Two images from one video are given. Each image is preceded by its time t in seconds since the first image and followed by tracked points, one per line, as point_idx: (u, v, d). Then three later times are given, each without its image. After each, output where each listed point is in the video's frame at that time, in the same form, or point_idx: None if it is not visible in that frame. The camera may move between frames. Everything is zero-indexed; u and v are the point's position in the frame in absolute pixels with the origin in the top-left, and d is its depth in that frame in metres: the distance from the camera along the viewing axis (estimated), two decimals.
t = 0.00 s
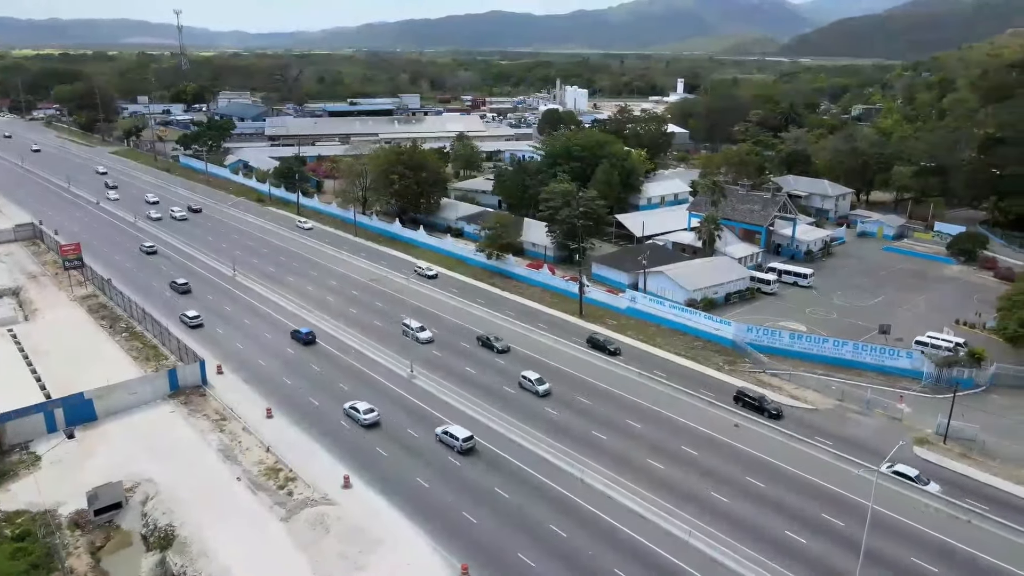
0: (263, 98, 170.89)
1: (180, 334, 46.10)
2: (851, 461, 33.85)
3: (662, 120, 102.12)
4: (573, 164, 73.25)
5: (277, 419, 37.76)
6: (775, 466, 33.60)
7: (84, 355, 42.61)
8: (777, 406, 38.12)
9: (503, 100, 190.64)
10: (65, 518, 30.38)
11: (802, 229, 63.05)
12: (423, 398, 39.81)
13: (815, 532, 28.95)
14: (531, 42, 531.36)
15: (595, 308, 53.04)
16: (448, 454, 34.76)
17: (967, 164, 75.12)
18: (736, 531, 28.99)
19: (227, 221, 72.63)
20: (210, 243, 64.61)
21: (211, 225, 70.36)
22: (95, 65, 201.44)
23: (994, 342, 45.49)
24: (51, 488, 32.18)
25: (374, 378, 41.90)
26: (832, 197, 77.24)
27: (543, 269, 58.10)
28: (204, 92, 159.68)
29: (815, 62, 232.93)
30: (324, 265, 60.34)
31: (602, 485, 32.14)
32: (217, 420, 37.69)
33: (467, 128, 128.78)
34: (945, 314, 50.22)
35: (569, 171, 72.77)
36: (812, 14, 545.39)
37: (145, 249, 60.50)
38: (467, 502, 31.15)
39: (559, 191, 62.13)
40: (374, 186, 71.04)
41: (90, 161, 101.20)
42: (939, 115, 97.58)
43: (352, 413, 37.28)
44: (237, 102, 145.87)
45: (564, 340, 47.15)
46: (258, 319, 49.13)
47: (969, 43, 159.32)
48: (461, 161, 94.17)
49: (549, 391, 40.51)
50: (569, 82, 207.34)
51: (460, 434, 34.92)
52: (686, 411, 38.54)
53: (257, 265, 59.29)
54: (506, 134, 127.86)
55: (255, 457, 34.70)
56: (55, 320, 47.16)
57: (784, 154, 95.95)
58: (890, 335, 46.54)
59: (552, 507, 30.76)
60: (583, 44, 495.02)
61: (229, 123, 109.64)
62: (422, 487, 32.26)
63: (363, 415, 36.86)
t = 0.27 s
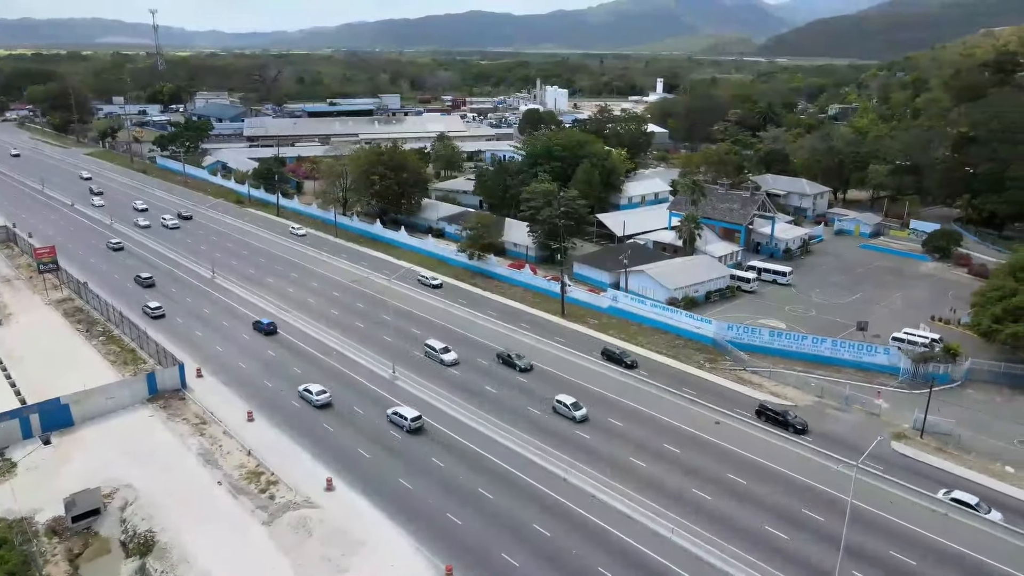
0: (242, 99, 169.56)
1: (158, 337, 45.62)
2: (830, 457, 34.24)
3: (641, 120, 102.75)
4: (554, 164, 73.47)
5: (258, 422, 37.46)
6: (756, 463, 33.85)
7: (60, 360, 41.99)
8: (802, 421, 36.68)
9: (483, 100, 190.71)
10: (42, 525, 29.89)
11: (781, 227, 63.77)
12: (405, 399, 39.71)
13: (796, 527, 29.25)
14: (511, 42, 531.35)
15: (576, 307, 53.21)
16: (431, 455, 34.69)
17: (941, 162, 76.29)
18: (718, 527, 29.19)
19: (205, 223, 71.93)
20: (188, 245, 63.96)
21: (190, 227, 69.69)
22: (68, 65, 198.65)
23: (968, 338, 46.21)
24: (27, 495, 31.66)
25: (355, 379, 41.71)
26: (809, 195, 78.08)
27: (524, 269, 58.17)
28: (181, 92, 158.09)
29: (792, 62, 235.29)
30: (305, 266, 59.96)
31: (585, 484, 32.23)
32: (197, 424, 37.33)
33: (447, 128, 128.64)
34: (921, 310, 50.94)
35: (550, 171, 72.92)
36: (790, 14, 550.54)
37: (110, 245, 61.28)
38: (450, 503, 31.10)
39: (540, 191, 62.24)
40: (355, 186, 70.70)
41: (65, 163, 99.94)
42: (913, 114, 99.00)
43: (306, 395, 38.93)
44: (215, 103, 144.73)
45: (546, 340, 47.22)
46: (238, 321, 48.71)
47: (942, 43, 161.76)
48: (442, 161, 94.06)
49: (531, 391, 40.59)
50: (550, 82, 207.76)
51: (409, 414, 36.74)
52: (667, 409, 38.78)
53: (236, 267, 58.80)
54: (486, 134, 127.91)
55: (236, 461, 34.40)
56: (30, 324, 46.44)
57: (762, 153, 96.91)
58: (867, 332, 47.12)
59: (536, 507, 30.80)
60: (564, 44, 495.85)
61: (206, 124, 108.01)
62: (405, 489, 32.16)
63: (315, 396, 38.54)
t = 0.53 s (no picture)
0: (219, 99, 167.96)
1: (136, 341, 45.06)
2: (810, 453, 34.57)
3: (621, 120, 103.21)
4: (535, 164, 73.67)
5: (238, 425, 37.12)
6: (738, 460, 34.12)
7: (35, 365, 41.34)
8: (830, 436, 35.31)
9: (463, 100, 190.60)
10: (18, 533, 29.38)
11: (760, 226, 64.26)
12: (387, 400, 39.56)
13: (778, 523, 29.48)
14: (492, 42, 530.82)
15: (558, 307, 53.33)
16: (414, 456, 34.57)
17: (917, 161, 77.37)
18: (701, 525, 29.33)
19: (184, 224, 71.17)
20: (167, 247, 63.23)
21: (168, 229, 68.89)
22: (41, 65, 195.51)
23: (944, 334, 46.91)
24: (2, 503, 31.12)
25: (337, 381, 41.48)
26: (788, 194, 78.78)
27: (506, 269, 58.17)
28: (157, 93, 156.26)
29: (769, 62, 237.48)
30: (285, 268, 59.51)
31: (569, 483, 32.26)
32: (176, 429, 36.92)
33: (428, 128, 128.35)
34: (897, 307, 51.62)
35: (531, 171, 73.06)
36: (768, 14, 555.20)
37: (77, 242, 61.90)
38: (434, 504, 31.00)
39: (521, 191, 62.30)
40: (335, 187, 70.34)
41: (39, 164, 98.40)
42: (888, 114, 100.28)
43: (261, 377, 40.49)
44: (192, 103, 143.35)
45: (528, 340, 47.24)
46: (218, 324, 48.23)
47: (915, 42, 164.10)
48: (422, 161, 93.89)
49: (514, 391, 40.59)
50: (530, 82, 207.97)
51: (360, 398, 38.13)
52: (650, 408, 38.95)
53: (216, 269, 58.24)
54: (467, 134, 127.83)
55: (217, 465, 34.06)
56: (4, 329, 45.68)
57: (741, 152, 97.69)
58: (845, 329, 47.66)
59: (520, 507, 30.78)
60: (544, 43, 496.36)
61: (184, 125, 107.84)
62: (388, 491, 31.99)
63: (269, 380, 40.03)
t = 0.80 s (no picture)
0: (194, 100, 166.10)
1: (111, 345, 44.42)
2: (788, 450, 34.90)
3: (599, 120, 103.62)
4: (514, 164, 74.02)
5: (216, 430, 36.71)
6: (717, 457, 34.38)
7: (6, 372, 40.61)
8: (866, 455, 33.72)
9: (441, 100, 190.32)
10: None
11: (737, 225, 64.56)
12: (367, 403, 39.34)
13: (758, 520, 29.72)
14: (470, 42, 530.08)
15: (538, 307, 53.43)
16: (395, 458, 34.41)
17: (890, 160, 78.55)
18: (682, 523, 29.50)
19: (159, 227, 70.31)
20: (142, 250, 62.38)
21: (142, 232, 67.96)
22: (9, 65, 191.93)
23: (916, 331, 47.66)
24: None
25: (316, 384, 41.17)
26: (764, 193, 79.52)
27: (485, 269, 58.15)
28: (130, 93, 154.12)
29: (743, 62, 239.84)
30: (263, 270, 58.98)
31: (550, 483, 32.29)
32: (153, 434, 36.44)
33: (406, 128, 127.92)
34: (872, 303, 52.33)
35: (510, 171, 73.24)
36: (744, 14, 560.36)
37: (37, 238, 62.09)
38: (415, 506, 30.86)
39: (500, 191, 62.34)
40: (313, 189, 69.89)
41: (8, 167, 96.68)
42: (861, 113, 101.65)
43: (210, 363, 41.90)
44: (166, 104, 141.65)
45: (508, 340, 47.23)
46: (194, 327, 47.65)
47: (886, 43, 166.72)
48: (400, 162, 93.61)
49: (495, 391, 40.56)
50: (507, 82, 208.10)
51: (308, 381, 39.73)
52: (629, 407, 39.13)
53: (192, 272, 57.57)
54: (446, 134, 127.62)
55: (195, 470, 33.65)
56: None
57: (718, 151, 98.53)
58: (821, 326, 48.19)
59: (502, 508, 30.75)
60: (523, 43, 496.63)
61: (158, 126, 106.93)
62: (369, 494, 31.80)
63: (219, 364, 41.59)
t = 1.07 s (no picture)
0: (173, 101, 164.43)
1: (90, 349, 43.87)
2: (771, 447, 35.17)
3: (582, 120, 103.82)
4: (496, 165, 74.17)
5: (198, 433, 36.35)
6: (700, 456, 34.58)
7: None
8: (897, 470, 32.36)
9: (424, 101, 189.91)
10: None
11: (719, 224, 64.91)
12: (352, 405, 39.16)
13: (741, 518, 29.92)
14: (453, 42, 528.98)
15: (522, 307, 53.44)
16: (379, 460, 34.27)
17: (869, 159, 79.40)
18: (666, 521, 29.64)
19: (139, 229, 69.57)
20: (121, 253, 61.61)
21: (121, 234, 67.15)
22: None
23: (895, 328, 48.23)
24: None
25: (300, 386, 40.90)
26: (745, 192, 80.02)
27: (469, 270, 58.10)
28: (108, 94, 152.22)
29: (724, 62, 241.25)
30: (245, 272, 58.50)
31: (535, 483, 32.29)
32: (134, 439, 36.03)
33: (388, 128, 127.41)
34: (851, 301, 52.90)
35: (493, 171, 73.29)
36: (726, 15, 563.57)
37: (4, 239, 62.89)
38: (401, 508, 30.75)
39: (483, 192, 62.30)
40: (294, 190, 69.45)
41: None
42: (840, 113, 102.70)
43: (171, 354, 43.08)
44: (144, 105, 140.07)
45: (493, 341, 47.21)
46: (175, 330, 47.19)
47: (863, 43, 168.49)
48: (383, 162, 93.28)
49: (479, 392, 40.51)
50: (490, 82, 208.01)
51: (268, 370, 41.03)
52: (614, 406, 39.23)
53: (173, 275, 56.97)
54: (428, 134, 127.36)
55: (177, 475, 33.32)
56: None
57: (699, 151, 99.10)
58: (802, 323, 48.64)
59: (487, 509, 30.71)
60: (506, 42, 496.29)
61: (136, 127, 105.83)
62: (354, 496, 31.64)
63: (180, 355, 42.61)
